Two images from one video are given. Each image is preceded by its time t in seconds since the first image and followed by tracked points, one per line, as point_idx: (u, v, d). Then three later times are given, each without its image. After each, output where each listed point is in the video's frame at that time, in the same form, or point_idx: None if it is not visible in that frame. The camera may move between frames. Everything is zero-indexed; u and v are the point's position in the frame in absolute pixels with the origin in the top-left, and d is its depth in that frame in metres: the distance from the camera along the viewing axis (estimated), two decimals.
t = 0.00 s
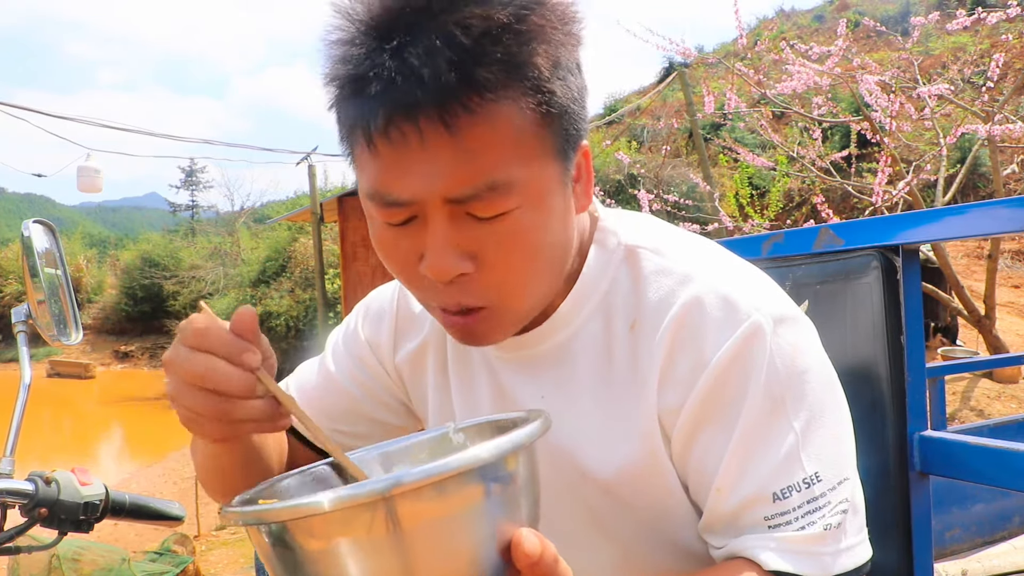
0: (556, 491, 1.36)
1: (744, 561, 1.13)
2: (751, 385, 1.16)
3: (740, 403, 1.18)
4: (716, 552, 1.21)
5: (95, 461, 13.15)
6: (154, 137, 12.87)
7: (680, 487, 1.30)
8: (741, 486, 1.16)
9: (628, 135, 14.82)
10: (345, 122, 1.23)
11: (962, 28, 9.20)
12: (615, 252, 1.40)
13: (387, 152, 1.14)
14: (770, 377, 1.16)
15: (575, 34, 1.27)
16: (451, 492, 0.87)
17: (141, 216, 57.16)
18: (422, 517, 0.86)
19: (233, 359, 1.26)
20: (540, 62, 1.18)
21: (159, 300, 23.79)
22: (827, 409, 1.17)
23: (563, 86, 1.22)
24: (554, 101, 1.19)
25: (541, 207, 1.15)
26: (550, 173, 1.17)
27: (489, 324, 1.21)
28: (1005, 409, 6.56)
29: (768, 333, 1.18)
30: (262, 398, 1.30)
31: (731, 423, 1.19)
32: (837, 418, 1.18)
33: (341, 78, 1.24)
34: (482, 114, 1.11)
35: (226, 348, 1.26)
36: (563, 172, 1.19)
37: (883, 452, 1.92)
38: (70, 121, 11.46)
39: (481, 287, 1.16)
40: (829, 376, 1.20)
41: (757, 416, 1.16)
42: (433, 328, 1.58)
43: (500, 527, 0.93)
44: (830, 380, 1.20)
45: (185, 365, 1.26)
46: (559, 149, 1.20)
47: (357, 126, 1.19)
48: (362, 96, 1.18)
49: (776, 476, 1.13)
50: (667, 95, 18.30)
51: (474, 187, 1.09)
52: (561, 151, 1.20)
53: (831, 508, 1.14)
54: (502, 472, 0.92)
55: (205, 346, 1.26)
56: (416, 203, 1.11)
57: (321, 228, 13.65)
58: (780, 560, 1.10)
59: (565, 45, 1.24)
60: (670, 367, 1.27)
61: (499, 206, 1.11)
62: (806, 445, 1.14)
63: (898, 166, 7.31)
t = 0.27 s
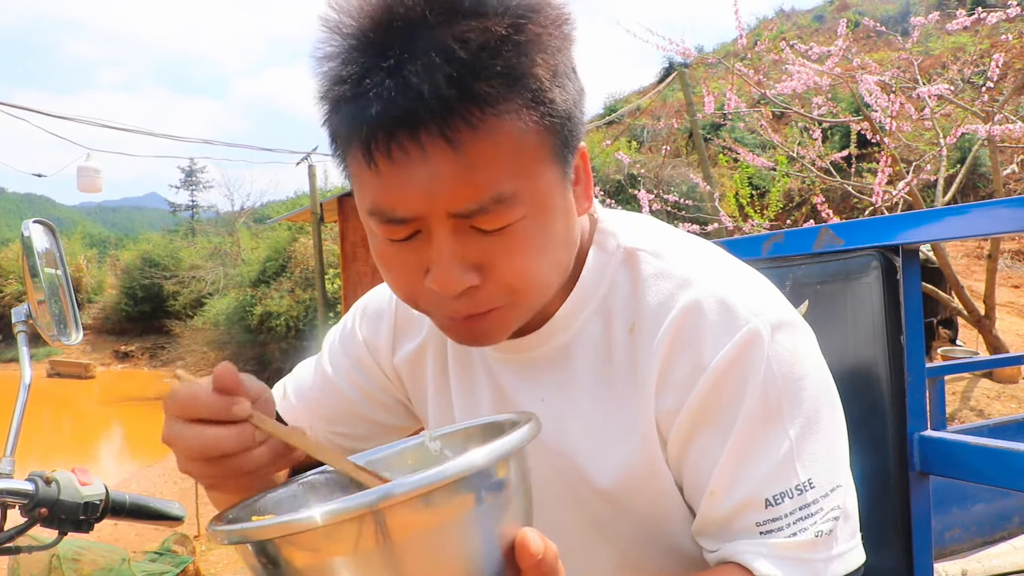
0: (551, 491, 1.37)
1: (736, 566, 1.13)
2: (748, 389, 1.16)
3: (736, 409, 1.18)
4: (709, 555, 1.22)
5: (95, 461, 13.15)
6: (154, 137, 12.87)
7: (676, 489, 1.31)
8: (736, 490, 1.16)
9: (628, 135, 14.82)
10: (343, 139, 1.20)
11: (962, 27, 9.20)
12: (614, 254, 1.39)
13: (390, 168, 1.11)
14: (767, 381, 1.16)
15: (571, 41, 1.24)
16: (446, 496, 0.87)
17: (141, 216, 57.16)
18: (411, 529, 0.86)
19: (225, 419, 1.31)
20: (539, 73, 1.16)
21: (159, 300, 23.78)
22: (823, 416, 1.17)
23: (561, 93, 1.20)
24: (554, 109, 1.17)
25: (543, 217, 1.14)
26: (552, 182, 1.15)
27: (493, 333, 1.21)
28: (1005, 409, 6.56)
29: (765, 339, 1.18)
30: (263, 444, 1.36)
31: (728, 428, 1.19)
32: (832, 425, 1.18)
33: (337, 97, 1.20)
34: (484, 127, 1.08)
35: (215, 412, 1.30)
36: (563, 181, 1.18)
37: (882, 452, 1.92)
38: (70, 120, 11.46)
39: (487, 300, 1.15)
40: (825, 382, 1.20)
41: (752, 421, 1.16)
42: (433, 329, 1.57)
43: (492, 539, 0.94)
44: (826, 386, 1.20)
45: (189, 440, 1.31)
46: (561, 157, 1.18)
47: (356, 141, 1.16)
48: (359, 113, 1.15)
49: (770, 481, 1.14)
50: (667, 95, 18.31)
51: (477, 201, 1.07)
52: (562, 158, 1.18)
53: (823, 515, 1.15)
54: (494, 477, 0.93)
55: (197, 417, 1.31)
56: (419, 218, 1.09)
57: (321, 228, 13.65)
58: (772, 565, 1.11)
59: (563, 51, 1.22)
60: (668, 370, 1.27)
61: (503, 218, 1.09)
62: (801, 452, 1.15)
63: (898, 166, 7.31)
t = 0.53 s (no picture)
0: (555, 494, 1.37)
1: (737, 568, 1.14)
2: (751, 395, 1.16)
3: (739, 413, 1.18)
4: (711, 558, 1.23)
5: (95, 461, 13.15)
6: (154, 136, 12.89)
7: (677, 491, 1.31)
8: (739, 495, 1.17)
9: (628, 135, 14.81)
10: (352, 144, 1.18)
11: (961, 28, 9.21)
12: (616, 257, 1.40)
13: (399, 176, 1.09)
14: (771, 387, 1.16)
15: (586, 56, 1.24)
16: (460, 496, 0.87)
17: (141, 216, 57.14)
18: (430, 523, 0.85)
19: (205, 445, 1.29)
20: (557, 87, 1.15)
21: (159, 300, 23.78)
22: (826, 421, 1.18)
23: (577, 109, 1.19)
24: (569, 124, 1.16)
25: (552, 230, 1.13)
26: (564, 197, 1.14)
27: (498, 342, 1.20)
28: (1004, 409, 6.56)
29: (769, 344, 1.18)
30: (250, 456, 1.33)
31: (730, 432, 1.19)
32: (835, 430, 1.19)
33: (348, 102, 1.19)
34: (499, 140, 1.07)
35: (194, 442, 1.29)
36: (574, 194, 1.17)
37: (883, 453, 1.92)
38: (70, 120, 11.46)
39: (493, 310, 1.14)
40: (828, 386, 1.20)
41: (755, 427, 1.16)
42: (431, 332, 1.57)
43: (509, 534, 0.94)
44: (829, 391, 1.21)
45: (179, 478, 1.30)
46: (572, 170, 1.17)
47: (365, 147, 1.14)
48: (370, 120, 1.13)
49: (773, 486, 1.14)
50: (667, 95, 18.31)
51: (488, 214, 1.06)
52: (574, 171, 1.17)
53: (826, 519, 1.15)
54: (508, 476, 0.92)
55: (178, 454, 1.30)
56: (428, 227, 1.08)
57: (321, 228, 13.65)
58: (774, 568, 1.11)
59: (579, 67, 1.21)
60: (671, 374, 1.28)
61: (514, 231, 1.08)
62: (804, 457, 1.15)
63: (898, 166, 7.31)
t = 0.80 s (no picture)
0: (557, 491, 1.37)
1: (738, 570, 1.16)
2: (757, 405, 1.17)
3: (745, 421, 1.18)
4: (712, 561, 1.24)
5: (95, 461, 13.15)
6: (154, 136, 12.91)
7: (680, 495, 1.32)
8: (742, 501, 1.17)
9: (628, 135, 14.82)
10: (364, 145, 1.16)
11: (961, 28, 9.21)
12: (622, 261, 1.39)
13: (409, 186, 1.08)
14: (777, 397, 1.16)
15: (608, 73, 1.22)
16: (471, 477, 0.87)
17: (141, 216, 57.11)
18: (447, 495, 0.87)
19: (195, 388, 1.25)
20: (577, 106, 1.13)
21: (159, 300, 23.77)
22: (832, 430, 1.18)
23: (595, 126, 1.18)
24: (585, 142, 1.15)
25: (560, 248, 1.13)
26: (574, 214, 1.14)
27: (500, 349, 1.21)
28: (1004, 409, 6.56)
29: (776, 352, 1.18)
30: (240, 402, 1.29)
31: (736, 440, 1.20)
32: (841, 439, 1.19)
33: (362, 105, 1.16)
34: (514, 157, 1.06)
35: (181, 386, 1.24)
36: (583, 210, 1.17)
37: (883, 453, 1.93)
38: (69, 120, 11.46)
39: (497, 320, 1.15)
40: (834, 394, 1.20)
41: (760, 435, 1.17)
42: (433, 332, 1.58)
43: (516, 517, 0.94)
44: (835, 399, 1.21)
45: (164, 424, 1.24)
46: (584, 186, 1.17)
47: (377, 149, 1.12)
48: (385, 125, 1.11)
49: (777, 493, 1.15)
50: (667, 95, 18.32)
51: (498, 230, 1.06)
52: (586, 187, 1.17)
53: (829, 528, 1.16)
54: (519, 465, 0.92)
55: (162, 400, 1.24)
56: (435, 239, 1.07)
57: (321, 227, 13.65)
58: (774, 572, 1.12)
59: (600, 85, 1.19)
60: (677, 380, 1.28)
61: (521, 247, 1.08)
62: (809, 465, 1.15)
63: (898, 166, 7.31)
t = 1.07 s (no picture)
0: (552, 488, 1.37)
1: (731, 570, 1.17)
2: (756, 409, 1.17)
3: (745, 424, 1.18)
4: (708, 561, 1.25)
5: (95, 461, 13.15)
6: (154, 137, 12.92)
7: (679, 496, 1.32)
8: (738, 503, 1.18)
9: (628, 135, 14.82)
10: (375, 124, 1.15)
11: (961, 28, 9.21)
12: (626, 264, 1.38)
13: (414, 172, 1.07)
14: (776, 400, 1.16)
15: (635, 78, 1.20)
16: (470, 451, 0.88)
17: (142, 216, 57.12)
18: (456, 460, 0.88)
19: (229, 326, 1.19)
20: (596, 109, 1.11)
21: (160, 300, 23.77)
22: (831, 434, 1.18)
23: (613, 132, 1.16)
24: (599, 148, 1.14)
25: (559, 253, 1.13)
26: (578, 220, 1.14)
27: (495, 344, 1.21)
28: (1004, 409, 6.57)
29: (776, 355, 1.18)
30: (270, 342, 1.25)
31: (734, 442, 1.20)
32: (840, 444, 1.19)
33: (378, 84, 1.15)
34: (520, 158, 1.05)
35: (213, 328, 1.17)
36: (588, 216, 1.16)
37: (883, 453, 1.92)
38: (70, 120, 11.47)
39: (489, 318, 1.14)
40: (833, 399, 1.20)
41: (758, 438, 1.17)
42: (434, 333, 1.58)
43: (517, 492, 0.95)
44: (835, 404, 1.21)
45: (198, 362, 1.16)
46: (592, 194, 1.16)
47: (388, 134, 1.12)
48: (398, 108, 1.10)
49: (772, 498, 1.15)
50: (667, 94, 18.32)
51: (497, 229, 1.05)
52: (593, 195, 1.16)
53: (823, 534, 1.16)
54: (519, 452, 0.92)
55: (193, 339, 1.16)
56: (435, 229, 1.07)
57: (322, 227, 13.65)
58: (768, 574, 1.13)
59: (624, 91, 1.17)
60: (679, 381, 1.27)
61: (518, 249, 1.08)
62: (806, 469, 1.15)
63: (898, 166, 7.30)
